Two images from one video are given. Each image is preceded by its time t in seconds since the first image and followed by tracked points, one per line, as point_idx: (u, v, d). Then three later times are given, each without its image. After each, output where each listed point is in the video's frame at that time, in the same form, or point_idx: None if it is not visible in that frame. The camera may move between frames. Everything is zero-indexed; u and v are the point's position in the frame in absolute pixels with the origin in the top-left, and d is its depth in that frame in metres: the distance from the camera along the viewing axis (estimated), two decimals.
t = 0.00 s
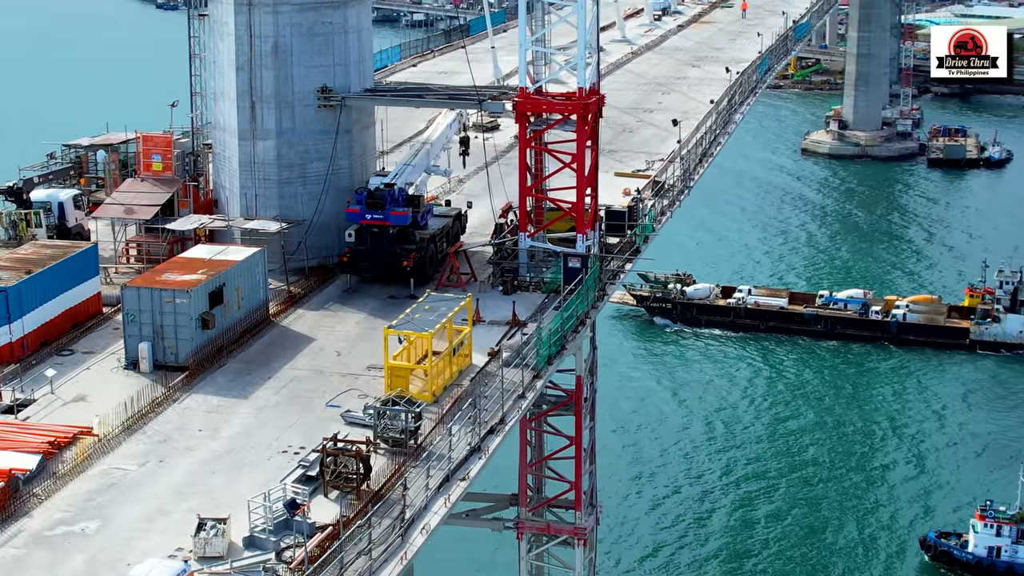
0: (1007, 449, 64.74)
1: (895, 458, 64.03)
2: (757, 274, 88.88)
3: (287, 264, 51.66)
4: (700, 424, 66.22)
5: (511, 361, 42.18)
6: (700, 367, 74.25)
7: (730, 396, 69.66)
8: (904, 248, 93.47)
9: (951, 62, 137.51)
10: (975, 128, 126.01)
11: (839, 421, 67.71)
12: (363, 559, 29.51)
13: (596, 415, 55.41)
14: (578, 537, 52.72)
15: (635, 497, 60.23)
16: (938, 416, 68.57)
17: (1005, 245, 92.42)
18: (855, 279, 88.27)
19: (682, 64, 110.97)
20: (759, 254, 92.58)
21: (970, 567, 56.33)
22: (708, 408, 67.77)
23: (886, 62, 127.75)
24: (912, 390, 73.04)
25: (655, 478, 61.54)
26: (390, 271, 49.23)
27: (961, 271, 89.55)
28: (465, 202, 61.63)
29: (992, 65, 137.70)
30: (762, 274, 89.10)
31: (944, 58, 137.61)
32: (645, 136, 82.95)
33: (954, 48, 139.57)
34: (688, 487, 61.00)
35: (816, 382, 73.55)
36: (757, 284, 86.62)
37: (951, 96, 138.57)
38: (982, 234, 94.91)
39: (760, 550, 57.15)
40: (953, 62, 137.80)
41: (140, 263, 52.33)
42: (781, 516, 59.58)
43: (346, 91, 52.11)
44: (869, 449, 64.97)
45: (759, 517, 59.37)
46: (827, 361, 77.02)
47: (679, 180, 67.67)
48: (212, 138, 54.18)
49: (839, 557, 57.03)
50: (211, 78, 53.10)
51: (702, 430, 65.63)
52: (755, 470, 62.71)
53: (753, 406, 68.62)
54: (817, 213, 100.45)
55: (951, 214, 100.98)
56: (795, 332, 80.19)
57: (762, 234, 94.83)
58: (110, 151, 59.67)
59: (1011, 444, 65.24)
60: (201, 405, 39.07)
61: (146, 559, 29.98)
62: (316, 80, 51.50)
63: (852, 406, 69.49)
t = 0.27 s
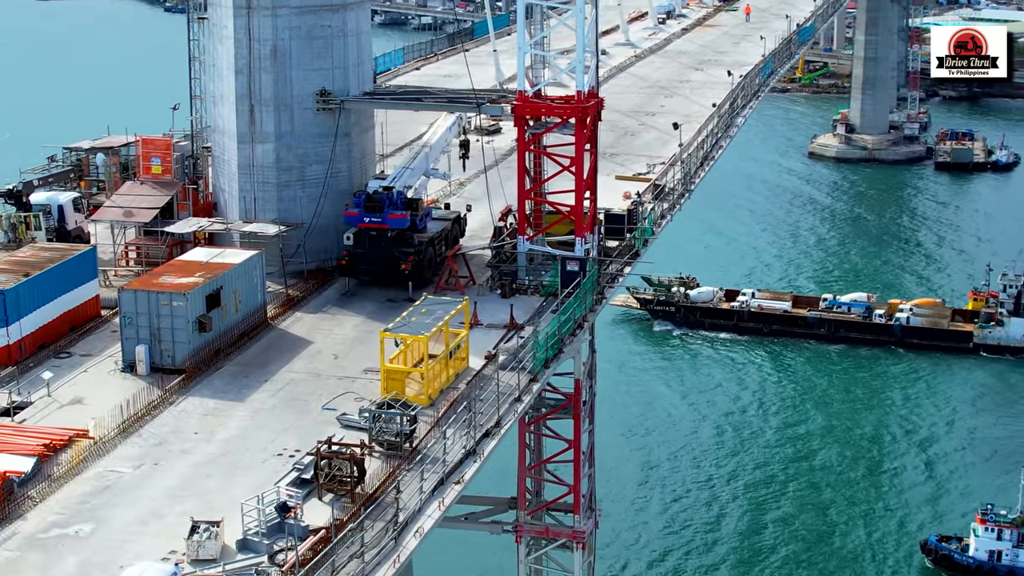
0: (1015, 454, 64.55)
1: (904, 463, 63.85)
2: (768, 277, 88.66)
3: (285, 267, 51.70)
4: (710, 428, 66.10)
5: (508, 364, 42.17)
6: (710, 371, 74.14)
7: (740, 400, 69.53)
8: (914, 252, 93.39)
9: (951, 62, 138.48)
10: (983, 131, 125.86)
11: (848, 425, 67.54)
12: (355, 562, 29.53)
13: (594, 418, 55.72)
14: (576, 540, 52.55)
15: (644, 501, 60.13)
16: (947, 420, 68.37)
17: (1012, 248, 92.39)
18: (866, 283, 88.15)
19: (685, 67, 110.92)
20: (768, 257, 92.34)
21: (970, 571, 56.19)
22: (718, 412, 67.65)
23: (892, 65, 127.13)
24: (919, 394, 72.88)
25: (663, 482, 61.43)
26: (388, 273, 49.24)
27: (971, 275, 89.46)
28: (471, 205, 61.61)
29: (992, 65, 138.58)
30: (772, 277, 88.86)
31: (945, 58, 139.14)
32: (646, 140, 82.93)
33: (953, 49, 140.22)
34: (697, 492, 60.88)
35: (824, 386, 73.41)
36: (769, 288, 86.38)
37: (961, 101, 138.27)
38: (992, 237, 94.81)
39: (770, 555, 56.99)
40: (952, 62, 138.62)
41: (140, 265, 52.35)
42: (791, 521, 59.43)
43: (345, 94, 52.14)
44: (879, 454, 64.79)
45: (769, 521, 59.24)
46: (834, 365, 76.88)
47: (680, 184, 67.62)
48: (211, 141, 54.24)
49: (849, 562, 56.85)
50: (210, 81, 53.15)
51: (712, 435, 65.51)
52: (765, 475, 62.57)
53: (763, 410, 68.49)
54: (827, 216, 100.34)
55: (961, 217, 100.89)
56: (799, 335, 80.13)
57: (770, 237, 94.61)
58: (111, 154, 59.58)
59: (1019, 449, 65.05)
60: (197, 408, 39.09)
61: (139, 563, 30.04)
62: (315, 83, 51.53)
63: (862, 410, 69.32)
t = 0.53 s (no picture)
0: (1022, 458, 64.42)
1: (913, 468, 63.68)
2: (778, 282, 88.50)
3: (284, 270, 51.79)
4: (719, 432, 66.00)
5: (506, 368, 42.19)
6: (719, 374, 74.01)
7: (750, 403, 69.39)
8: (923, 256, 93.25)
9: (951, 62, 137.58)
10: (990, 135, 125.64)
11: (858, 429, 67.37)
12: (348, 565, 29.58)
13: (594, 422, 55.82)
14: (575, 543, 52.73)
15: (653, 505, 60.02)
16: (956, 424, 68.23)
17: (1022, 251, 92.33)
18: (876, 287, 88.03)
19: (689, 71, 110.85)
20: (777, 261, 92.14)
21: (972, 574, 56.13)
22: (727, 416, 67.53)
23: (900, 69, 127.25)
24: (927, 398, 72.70)
25: (672, 486, 61.35)
26: (387, 276, 49.26)
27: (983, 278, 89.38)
28: (475, 209, 61.53)
29: (992, 65, 138.03)
30: (782, 282, 88.71)
31: (945, 58, 138.18)
32: (648, 143, 82.92)
33: (954, 48, 139.18)
34: (707, 496, 60.80)
35: (833, 389, 73.26)
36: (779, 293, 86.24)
37: (968, 105, 138.04)
38: (1002, 240, 94.75)
39: (779, 560, 56.90)
40: (953, 62, 137.58)
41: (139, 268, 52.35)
42: (800, 525, 59.33)
43: (344, 97, 52.17)
44: (888, 457, 64.67)
45: (778, 526, 59.14)
46: (840, 368, 76.78)
47: (680, 187, 67.58)
48: (211, 144, 54.29)
49: (857, 567, 56.75)
50: (210, 84, 53.18)
51: (721, 438, 65.39)
52: (774, 479, 62.46)
53: (773, 413, 68.34)
54: (836, 219, 100.29)
55: (969, 220, 100.77)
56: (802, 339, 80.10)
57: (780, 240, 94.51)
58: (112, 157, 59.59)
59: None
60: (194, 411, 39.13)
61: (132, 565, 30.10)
62: (314, 86, 51.56)
63: (870, 414, 69.21)
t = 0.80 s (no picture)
0: None
1: (922, 473, 63.58)
2: (789, 285, 88.36)
3: (283, 273, 51.84)
4: (728, 436, 65.92)
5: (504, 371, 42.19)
6: (729, 378, 73.87)
7: (761, 408, 69.22)
8: (933, 259, 93.08)
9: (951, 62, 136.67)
10: (998, 139, 125.46)
11: (867, 434, 67.23)
12: (340, 568, 29.65)
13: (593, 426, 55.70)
14: (574, 548, 52.97)
15: (661, 508, 59.97)
16: (965, 428, 68.10)
17: None
18: (887, 290, 87.89)
19: (692, 74, 110.80)
20: (787, 264, 91.97)
21: None
22: (739, 421, 67.39)
23: (907, 73, 127.46)
24: (936, 403, 72.50)
25: (678, 489, 61.40)
26: (385, 279, 49.25)
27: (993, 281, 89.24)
28: (477, 212, 61.46)
29: (992, 65, 136.78)
30: (793, 285, 88.57)
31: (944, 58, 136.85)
32: (650, 147, 82.91)
33: (954, 48, 137.90)
34: (716, 500, 60.76)
35: (841, 393, 73.17)
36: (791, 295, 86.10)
37: (976, 109, 137.86)
38: (1012, 243, 94.58)
39: (788, 564, 56.87)
40: (952, 62, 135.94)
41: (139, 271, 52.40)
42: (810, 530, 59.28)
43: (343, 100, 52.21)
44: (898, 462, 64.58)
45: (788, 530, 59.10)
46: (847, 372, 76.67)
47: (681, 191, 67.55)
48: (211, 147, 54.34)
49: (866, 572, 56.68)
50: (210, 87, 53.22)
51: (731, 443, 65.34)
52: (784, 483, 62.40)
53: (782, 417, 68.24)
54: (846, 223, 100.23)
55: (977, 224, 100.66)
56: (806, 342, 79.80)
57: (790, 244, 94.49)
58: (114, 160, 59.43)
59: None
60: (190, 414, 39.17)
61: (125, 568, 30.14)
62: (314, 89, 51.62)
63: (880, 419, 69.10)
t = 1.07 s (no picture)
0: None
1: (933, 478, 63.42)
2: (799, 289, 88.24)
3: (282, 277, 51.87)
4: (738, 441, 65.82)
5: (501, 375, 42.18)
6: (740, 383, 73.73)
7: (771, 413, 69.11)
8: (944, 263, 92.97)
9: (951, 62, 138.17)
10: (1006, 142, 125.29)
11: (878, 439, 67.09)
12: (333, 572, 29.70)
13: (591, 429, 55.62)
14: (573, 551, 52.94)
15: (671, 513, 59.88)
16: (974, 434, 67.92)
17: None
18: (898, 294, 87.79)
19: (695, 78, 110.76)
20: (797, 269, 91.90)
21: None
22: (751, 425, 67.26)
23: (915, 77, 127.48)
24: (945, 408, 72.32)
25: (688, 494, 61.33)
26: (384, 283, 49.23)
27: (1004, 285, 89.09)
28: (476, 216, 61.47)
29: (992, 65, 137.78)
30: (803, 289, 88.43)
31: (944, 58, 138.43)
32: (651, 150, 82.92)
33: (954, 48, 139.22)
34: (726, 506, 60.66)
35: (850, 398, 73.06)
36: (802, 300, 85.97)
37: (984, 114, 137.67)
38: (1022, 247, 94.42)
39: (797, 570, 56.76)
40: (952, 62, 137.98)
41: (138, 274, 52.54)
42: (819, 535, 59.17)
43: (343, 104, 52.23)
44: (908, 467, 64.43)
45: (798, 536, 58.99)
46: (854, 376, 76.55)
47: (681, 195, 67.52)
48: (211, 150, 54.39)
49: None
50: (210, 90, 53.29)
51: (741, 448, 65.23)
52: (794, 489, 62.27)
53: (792, 422, 68.13)
54: (856, 226, 100.16)
55: (985, 228, 100.49)
56: (809, 346, 79.71)
57: (800, 247, 94.46)
58: (115, 163, 59.46)
59: None
60: (187, 417, 39.20)
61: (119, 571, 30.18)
62: (313, 93, 51.68)
63: (889, 424, 68.94)
